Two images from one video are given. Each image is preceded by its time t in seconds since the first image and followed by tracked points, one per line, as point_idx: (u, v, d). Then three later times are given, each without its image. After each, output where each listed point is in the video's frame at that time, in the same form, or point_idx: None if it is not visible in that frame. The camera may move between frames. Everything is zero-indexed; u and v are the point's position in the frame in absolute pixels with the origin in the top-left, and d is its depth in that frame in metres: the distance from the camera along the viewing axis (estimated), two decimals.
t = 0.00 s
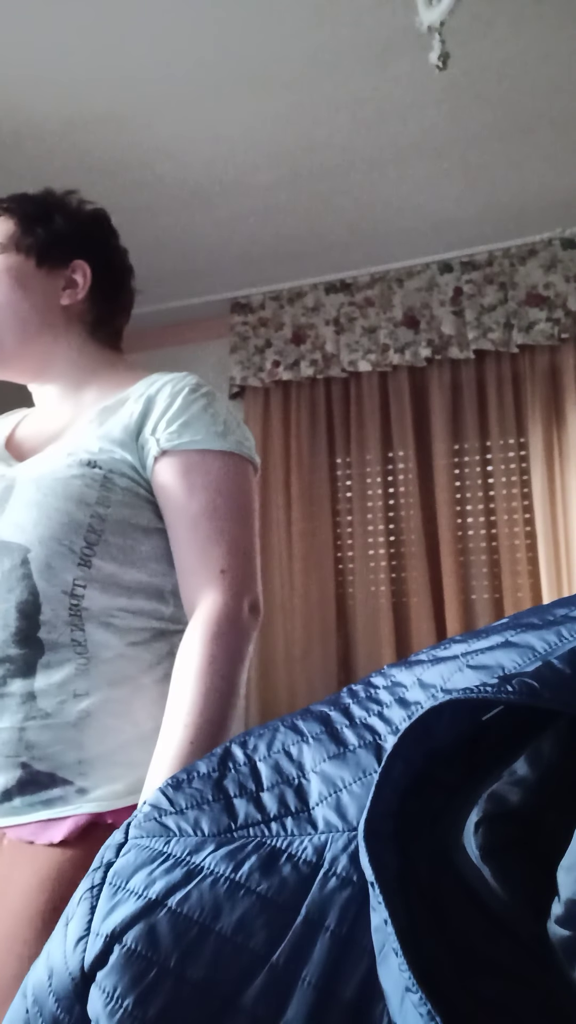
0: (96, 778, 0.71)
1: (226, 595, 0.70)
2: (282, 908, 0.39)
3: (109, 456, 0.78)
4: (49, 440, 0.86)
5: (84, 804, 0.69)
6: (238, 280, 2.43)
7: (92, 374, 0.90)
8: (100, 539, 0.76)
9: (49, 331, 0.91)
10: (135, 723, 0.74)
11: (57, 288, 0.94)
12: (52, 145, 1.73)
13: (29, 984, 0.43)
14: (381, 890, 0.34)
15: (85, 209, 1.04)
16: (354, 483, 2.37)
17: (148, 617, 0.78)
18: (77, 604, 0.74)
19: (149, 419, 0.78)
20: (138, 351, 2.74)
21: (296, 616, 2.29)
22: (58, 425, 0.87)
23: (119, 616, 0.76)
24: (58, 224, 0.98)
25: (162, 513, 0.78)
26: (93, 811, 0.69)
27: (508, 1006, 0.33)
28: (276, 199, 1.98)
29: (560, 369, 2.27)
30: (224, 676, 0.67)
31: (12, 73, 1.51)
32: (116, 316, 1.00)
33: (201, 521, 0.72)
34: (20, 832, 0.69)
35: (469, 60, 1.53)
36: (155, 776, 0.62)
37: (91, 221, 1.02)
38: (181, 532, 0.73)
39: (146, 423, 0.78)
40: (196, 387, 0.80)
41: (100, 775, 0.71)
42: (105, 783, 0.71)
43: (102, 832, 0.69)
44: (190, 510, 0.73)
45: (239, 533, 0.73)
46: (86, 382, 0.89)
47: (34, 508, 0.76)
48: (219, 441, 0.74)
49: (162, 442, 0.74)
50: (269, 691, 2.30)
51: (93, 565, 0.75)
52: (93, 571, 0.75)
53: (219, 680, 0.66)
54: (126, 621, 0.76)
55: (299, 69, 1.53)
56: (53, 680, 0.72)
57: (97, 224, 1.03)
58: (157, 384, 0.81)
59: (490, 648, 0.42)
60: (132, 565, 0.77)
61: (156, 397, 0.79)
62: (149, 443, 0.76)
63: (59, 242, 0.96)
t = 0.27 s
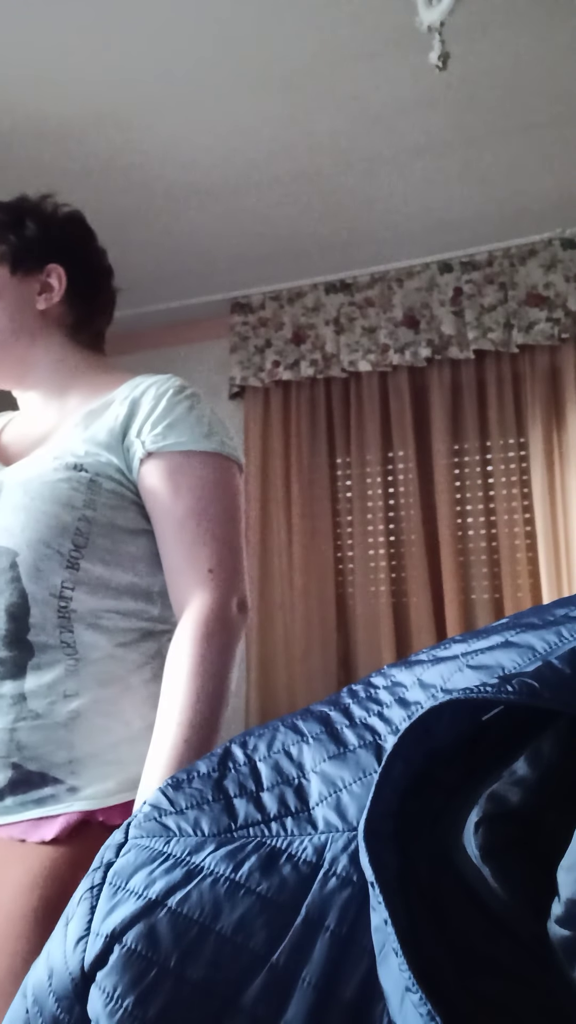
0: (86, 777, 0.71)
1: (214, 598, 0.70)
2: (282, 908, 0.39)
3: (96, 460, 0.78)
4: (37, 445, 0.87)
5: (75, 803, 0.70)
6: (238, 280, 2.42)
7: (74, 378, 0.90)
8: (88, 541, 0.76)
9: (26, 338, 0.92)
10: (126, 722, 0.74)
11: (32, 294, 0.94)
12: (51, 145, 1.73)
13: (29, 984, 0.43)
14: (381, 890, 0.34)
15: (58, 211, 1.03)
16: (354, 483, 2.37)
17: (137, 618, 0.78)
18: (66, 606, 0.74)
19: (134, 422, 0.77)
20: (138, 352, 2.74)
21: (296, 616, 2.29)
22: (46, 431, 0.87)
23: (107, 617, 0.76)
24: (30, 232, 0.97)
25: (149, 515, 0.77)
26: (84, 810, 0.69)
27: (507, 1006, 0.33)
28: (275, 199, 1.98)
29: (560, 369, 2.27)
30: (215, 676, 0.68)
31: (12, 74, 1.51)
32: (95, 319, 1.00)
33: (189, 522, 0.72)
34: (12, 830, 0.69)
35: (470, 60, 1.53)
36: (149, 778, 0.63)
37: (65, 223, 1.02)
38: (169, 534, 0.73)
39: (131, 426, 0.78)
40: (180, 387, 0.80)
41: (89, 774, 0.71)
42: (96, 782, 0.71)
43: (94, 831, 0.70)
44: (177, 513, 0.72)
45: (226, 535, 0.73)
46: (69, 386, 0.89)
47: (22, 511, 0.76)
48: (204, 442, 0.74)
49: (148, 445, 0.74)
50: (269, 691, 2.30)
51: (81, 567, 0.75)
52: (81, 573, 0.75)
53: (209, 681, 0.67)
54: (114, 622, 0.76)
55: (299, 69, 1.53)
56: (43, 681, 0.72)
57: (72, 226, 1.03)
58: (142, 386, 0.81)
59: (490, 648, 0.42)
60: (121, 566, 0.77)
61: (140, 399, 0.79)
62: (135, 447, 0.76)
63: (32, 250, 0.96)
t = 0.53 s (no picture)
0: (84, 776, 0.71)
1: (207, 599, 0.70)
2: (282, 908, 0.39)
3: (90, 465, 0.77)
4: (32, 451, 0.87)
5: (74, 802, 0.70)
6: (238, 280, 2.42)
7: (67, 384, 0.90)
8: (84, 543, 0.76)
9: (19, 346, 0.92)
10: (123, 722, 0.74)
11: (25, 302, 0.94)
12: (51, 145, 1.73)
13: (29, 983, 0.43)
14: (381, 890, 0.34)
15: (49, 220, 1.04)
16: (354, 483, 2.37)
17: (133, 619, 0.78)
18: (63, 607, 0.74)
19: (127, 427, 0.78)
20: (138, 352, 2.74)
21: (296, 616, 2.29)
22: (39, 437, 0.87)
23: (104, 619, 0.76)
24: (21, 241, 0.98)
25: (143, 517, 0.77)
26: (82, 808, 0.69)
27: (507, 1006, 0.33)
28: (275, 199, 1.98)
29: (561, 369, 2.27)
30: (202, 676, 0.67)
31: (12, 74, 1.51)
32: (87, 326, 1.00)
33: (181, 526, 0.72)
34: (11, 827, 0.69)
35: (470, 60, 1.53)
36: (133, 778, 0.63)
37: (55, 232, 1.02)
38: (162, 536, 0.73)
39: (124, 430, 0.78)
40: (172, 393, 0.80)
41: (87, 773, 0.72)
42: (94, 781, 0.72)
43: (92, 829, 0.70)
44: (171, 516, 0.72)
45: (218, 537, 0.73)
46: (62, 392, 0.89)
47: (19, 514, 0.76)
48: (195, 447, 0.74)
49: (141, 449, 0.74)
50: (269, 691, 2.30)
51: (77, 569, 0.75)
52: (77, 575, 0.75)
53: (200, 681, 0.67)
54: (111, 624, 0.76)
55: (299, 69, 1.53)
56: (41, 681, 0.72)
57: (62, 234, 1.03)
58: (135, 392, 0.81)
59: (490, 648, 0.42)
60: (116, 568, 0.78)
61: (133, 405, 0.79)
62: (128, 452, 0.76)
63: (24, 260, 0.97)
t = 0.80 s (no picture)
0: (85, 776, 0.71)
1: (206, 600, 0.70)
2: (282, 908, 0.39)
3: (90, 467, 0.77)
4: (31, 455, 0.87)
5: (75, 801, 0.70)
6: (238, 280, 2.42)
7: (63, 391, 0.90)
8: (85, 544, 0.76)
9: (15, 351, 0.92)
10: (124, 722, 0.74)
11: (21, 307, 0.94)
12: (51, 145, 1.73)
13: (29, 984, 0.43)
14: (381, 890, 0.34)
15: (42, 226, 1.03)
16: (354, 483, 2.37)
17: (133, 620, 0.78)
18: (64, 608, 0.74)
19: (126, 429, 0.78)
20: (138, 352, 2.74)
21: (295, 616, 2.29)
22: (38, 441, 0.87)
23: (104, 619, 0.76)
24: (16, 247, 0.97)
25: (142, 518, 0.77)
26: (83, 807, 0.69)
27: (508, 1006, 0.33)
28: (275, 199, 1.98)
29: (561, 369, 2.27)
30: (203, 677, 0.67)
31: (12, 74, 1.51)
32: (81, 333, 1.00)
33: (180, 528, 0.72)
34: (12, 826, 0.69)
35: (470, 60, 1.53)
36: (135, 777, 0.63)
37: (49, 238, 1.01)
38: (160, 537, 0.73)
39: (123, 433, 0.77)
40: (170, 395, 0.80)
41: (87, 773, 0.71)
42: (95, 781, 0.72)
43: (93, 828, 0.70)
44: (169, 517, 0.72)
45: (217, 538, 0.73)
46: (59, 399, 0.89)
47: (20, 516, 0.76)
48: (193, 450, 0.74)
49: (140, 452, 0.74)
50: (269, 691, 2.30)
51: (78, 570, 0.75)
52: (78, 575, 0.75)
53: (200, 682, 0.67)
54: (112, 624, 0.76)
55: (299, 69, 1.53)
56: (43, 681, 0.73)
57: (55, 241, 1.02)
58: (133, 396, 0.81)
59: (491, 648, 0.42)
60: (117, 569, 0.78)
61: (131, 408, 0.79)
62: (126, 454, 0.76)
63: (20, 266, 0.96)
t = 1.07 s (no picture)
0: (88, 776, 0.71)
1: (209, 598, 0.70)
2: (283, 908, 0.39)
3: (91, 467, 0.77)
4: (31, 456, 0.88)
5: (78, 801, 0.70)
6: (238, 280, 2.42)
7: (62, 392, 0.90)
8: (87, 544, 0.76)
9: (13, 353, 0.92)
10: (126, 722, 0.74)
11: (19, 309, 0.94)
12: (52, 145, 1.73)
13: (29, 984, 0.43)
14: (382, 890, 0.34)
15: (36, 229, 1.03)
16: (354, 483, 2.37)
17: (135, 620, 0.78)
18: (67, 608, 0.74)
19: (126, 429, 0.78)
20: (137, 352, 2.74)
21: (296, 616, 2.29)
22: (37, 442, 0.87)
23: (106, 619, 0.76)
24: (11, 249, 0.97)
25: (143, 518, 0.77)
26: (86, 807, 0.69)
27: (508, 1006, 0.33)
28: (275, 199, 1.98)
29: (560, 369, 2.27)
30: (211, 674, 0.68)
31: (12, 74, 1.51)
32: (78, 333, 1.00)
33: (182, 526, 0.72)
34: (15, 826, 0.69)
35: (470, 59, 1.53)
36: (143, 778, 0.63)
37: (42, 240, 1.02)
38: (162, 536, 0.73)
39: (123, 433, 0.77)
40: (169, 394, 0.80)
41: (90, 773, 0.71)
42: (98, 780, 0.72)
43: (95, 828, 0.70)
44: (171, 516, 0.72)
45: (218, 536, 0.73)
46: (57, 399, 0.89)
47: (22, 516, 0.76)
48: (194, 448, 0.74)
49: (141, 451, 0.74)
50: (269, 691, 2.30)
51: (81, 569, 0.75)
52: (81, 575, 0.75)
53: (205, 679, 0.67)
54: (114, 624, 0.76)
55: (299, 69, 1.53)
56: (46, 681, 0.72)
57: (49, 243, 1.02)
58: (133, 395, 0.81)
59: (490, 648, 0.42)
60: (118, 569, 0.78)
61: (131, 407, 0.79)
62: (127, 453, 0.76)
63: (15, 269, 0.96)
